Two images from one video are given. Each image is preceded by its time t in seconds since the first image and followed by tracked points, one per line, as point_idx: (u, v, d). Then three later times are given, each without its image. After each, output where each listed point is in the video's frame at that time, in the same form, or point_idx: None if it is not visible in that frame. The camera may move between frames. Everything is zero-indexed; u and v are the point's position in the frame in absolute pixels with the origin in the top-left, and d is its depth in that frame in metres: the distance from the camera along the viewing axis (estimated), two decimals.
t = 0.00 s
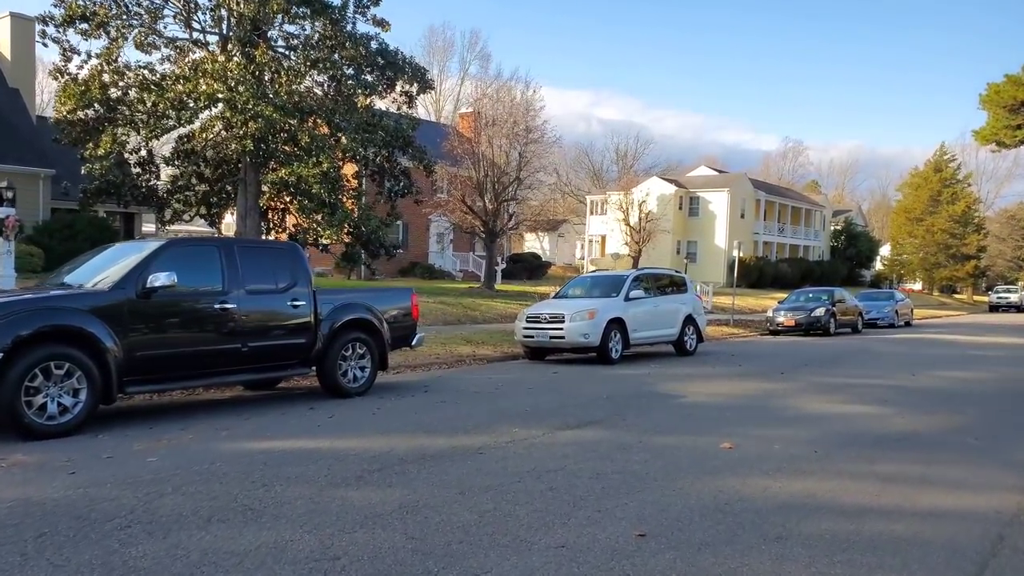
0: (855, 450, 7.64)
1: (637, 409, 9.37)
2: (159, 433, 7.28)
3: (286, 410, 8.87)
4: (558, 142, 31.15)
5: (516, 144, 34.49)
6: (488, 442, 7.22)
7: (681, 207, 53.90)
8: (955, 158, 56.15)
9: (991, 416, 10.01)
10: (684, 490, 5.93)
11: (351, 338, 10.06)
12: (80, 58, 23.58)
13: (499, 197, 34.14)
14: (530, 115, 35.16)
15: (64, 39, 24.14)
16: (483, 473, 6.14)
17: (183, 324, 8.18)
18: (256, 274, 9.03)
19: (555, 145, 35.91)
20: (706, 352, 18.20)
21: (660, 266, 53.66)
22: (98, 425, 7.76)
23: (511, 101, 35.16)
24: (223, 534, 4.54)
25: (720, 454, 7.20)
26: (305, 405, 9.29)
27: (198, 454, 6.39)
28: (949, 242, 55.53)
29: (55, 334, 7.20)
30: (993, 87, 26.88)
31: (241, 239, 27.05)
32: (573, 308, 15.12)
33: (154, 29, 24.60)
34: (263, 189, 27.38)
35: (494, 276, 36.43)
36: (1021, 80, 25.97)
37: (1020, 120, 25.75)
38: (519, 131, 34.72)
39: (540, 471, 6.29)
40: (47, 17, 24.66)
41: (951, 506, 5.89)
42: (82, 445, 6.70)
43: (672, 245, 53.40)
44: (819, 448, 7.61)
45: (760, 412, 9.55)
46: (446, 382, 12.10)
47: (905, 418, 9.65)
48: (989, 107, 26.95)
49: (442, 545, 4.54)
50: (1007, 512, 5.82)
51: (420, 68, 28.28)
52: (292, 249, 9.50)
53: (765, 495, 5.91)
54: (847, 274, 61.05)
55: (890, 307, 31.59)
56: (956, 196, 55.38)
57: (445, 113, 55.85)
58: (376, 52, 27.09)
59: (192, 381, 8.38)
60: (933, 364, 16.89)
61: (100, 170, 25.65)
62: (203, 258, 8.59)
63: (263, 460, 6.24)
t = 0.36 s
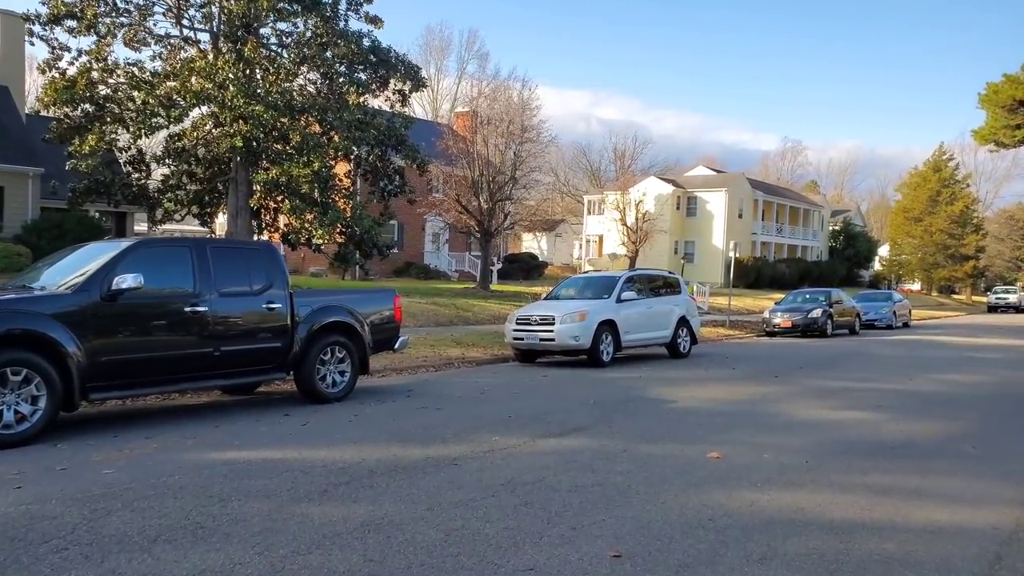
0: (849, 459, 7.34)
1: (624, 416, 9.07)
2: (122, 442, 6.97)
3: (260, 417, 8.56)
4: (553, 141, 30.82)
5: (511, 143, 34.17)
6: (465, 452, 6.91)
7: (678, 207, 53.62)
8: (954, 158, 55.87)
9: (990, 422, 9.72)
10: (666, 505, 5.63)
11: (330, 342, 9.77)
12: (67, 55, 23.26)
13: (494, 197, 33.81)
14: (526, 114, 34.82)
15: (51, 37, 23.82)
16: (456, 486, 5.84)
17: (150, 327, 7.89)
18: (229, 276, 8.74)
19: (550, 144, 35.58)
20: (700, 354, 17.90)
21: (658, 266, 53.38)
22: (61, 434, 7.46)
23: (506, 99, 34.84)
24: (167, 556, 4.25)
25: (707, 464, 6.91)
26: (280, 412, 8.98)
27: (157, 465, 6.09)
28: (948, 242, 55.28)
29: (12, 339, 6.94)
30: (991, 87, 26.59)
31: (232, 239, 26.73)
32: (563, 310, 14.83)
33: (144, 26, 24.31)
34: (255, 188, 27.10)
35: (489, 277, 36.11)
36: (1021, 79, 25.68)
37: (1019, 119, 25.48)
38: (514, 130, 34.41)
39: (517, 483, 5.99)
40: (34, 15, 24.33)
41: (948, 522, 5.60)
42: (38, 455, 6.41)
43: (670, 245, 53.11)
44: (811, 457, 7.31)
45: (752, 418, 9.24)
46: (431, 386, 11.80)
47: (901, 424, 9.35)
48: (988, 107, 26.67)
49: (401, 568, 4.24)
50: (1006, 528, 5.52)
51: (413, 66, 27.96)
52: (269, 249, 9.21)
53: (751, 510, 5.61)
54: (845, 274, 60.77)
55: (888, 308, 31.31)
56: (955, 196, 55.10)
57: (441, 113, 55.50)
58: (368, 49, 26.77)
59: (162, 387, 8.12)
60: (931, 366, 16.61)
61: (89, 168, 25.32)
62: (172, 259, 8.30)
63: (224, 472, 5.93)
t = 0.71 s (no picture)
0: (846, 465, 7.06)
1: (615, 419, 8.76)
2: (87, 447, 6.68)
3: (236, 420, 8.25)
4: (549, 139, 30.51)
5: (507, 141, 33.87)
6: (446, 458, 6.61)
7: (676, 206, 53.29)
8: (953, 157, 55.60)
9: (992, 425, 9.43)
10: (654, 515, 5.34)
11: (312, 343, 9.47)
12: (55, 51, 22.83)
13: (490, 195, 33.47)
14: (522, 112, 34.51)
15: (40, 34, 23.46)
16: (433, 495, 5.55)
17: (119, 327, 7.59)
18: (206, 275, 8.44)
19: (547, 143, 35.28)
20: (696, 354, 17.60)
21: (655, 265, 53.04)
22: (25, 438, 7.15)
23: (502, 97, 34.50)
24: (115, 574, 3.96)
25: (699, 471, 6.61)
26: (258, 415, 8.68)
27: (118, 471, 5.79)
28: (947, 242, 55.05)
29: None
30: (991, 85, 26.30)
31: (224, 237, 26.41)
32: (556, 309, 14.53)
33: (133, 22, 23.95)
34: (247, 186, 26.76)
35: (484, 276, 35.76)
36: (1020, 77, 25.42)
37: (1018, 118, 25.21)
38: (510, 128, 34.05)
39: (497, 492, 5.70)
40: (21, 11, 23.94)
41: (951, 533, 5.31)
42: None
43: (667, 244, 52.83)
44: (807, 463, 7.02)
45: (747, 422, 8.95)
46: (419, 387, 11.50)
47: (900, 428, 9.07)
48: (987, 105, 26.38)
49: None
50: (1012, 540, 5.23)
51: (407, 63, 27.64)
52: (247, 247, 8.91)
53: (744, 521, 5.32)
54: (844, 274, 60.50)
55: (886, 308, 31.04)
56: (953, 195, 54.83)
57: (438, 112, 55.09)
58: (361, 46, 26.43)
59: (134, 391, 7.83)
60: (930, 367, 16.34)
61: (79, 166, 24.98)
62: (145, 257, 7.99)
63: (188, 480, 5.62)
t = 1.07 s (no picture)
0: (847, 475, 6.76)
1: (607, 426, 8.46)
2: (53, 458, 6.37)
3: (213, 427, 7.94)
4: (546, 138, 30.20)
5: (504, 140, 33.56)
6: (427, 470, 6.30)
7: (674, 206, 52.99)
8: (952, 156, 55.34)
9: (997, 432, 9.13)
10: (644, 532, 5.03)
11: (294, 346, 9.15)
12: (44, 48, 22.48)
13: (486, 195, 33.17)
14: (519, 110, 34.20)
15: (29, 30, 23.07)
16: (411, 510, 5.24)
17: (90, 329, 7.30)
18: (182, 276, 8.14)
19: (544, 142, 34.97)
20: (693, 356, 17.30)
21: (653, 265, 52.75)
22: None
23: (498, 95, 34.18)
24: None
25: (695, 482, 6.31)
26: (236, 421, 8.37)
27: (79, 485, 5.48)
28: (945, 242, 54.80)
29: None
30: (991, 84, 26.00)
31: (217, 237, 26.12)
32: (550, 310, 14.23)
33: (124, 19, 23.61)
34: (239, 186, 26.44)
35: (481, 275, 35.46)
36: (1021, 76, 25.15)
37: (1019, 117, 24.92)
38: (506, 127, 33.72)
39: (479, 507, 5.39)
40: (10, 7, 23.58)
41: (960, 551, 5.01)
42: None
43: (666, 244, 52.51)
44: (806, 473, 6.72)
45: (744, 428, 8.64)
46: (407, 391, 11.18)
47: (902, 434, 8.77)
48: (987, 104, 26.08)
49: None
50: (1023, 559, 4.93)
51: (402, 60, 27.31)
52: (224, 245, 8.63)
53: (740, 539, 5.01)
54: (843, 274, 60.23)
55: (885, 308, 30.76)
56: (952, 195, 54.58)
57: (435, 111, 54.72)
58: (355, 43, 26.11)
59: (109, 396, 7.59)
60: (931, 369, 16.05)
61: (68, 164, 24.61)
62: (118, 257, 7.69)
63: (152, 494, 5.32)
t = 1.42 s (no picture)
0: (843, 481, 6.48)
1: (596, 429, 8.17)
2: (11, 464, 6.07)
3: (187, 431, 7.65)
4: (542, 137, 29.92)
5: (499, 139, 33.26)
6: (404, 477, 6.01)
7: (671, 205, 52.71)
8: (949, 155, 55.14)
9: (998, 434, 8.87)
10: (629, 545, 4.74)
11: (274, 347, 8.85)
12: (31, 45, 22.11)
13: (482, 193, 32.87)
14: (515, 109, 33.91)
15: (15, 26, 22.68)
16: (382, 521, 4.96)
17: (78, 330, 7.17)
18: (154, 275, 7.86)
19: (540, 140, 34.68)
20: (688, 356, 17.03)
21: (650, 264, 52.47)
22: None
23: (494, 93, 33.88)
24: None
25: (684, 489, 6.04)
26: (211, 424, 8.08)
27: (33, 495, 5.18)
28: (943, 241, 54.60)
29: None
30: (989, 81, 25.76)
31: (208, 236, 25.80)
32: (541, 310, 13.96)
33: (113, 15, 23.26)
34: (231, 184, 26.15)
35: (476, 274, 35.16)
36: (1019, 73, 24.92)
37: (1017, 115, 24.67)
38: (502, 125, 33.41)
39: (455, 517, 5.10)
40: None
41: (964, 564, 4.74)
42: None
43: (663, 244, 52.23)
44: (800, 479, 6.45)
45: (737, 431, 8.37)
46: (393, 393, 10.89)
47: (900, 437, 8.51)
48: (985, 102, 25.84)
49: None
50: None
51: (395, 58, 27.00)
52: (200, 243, 8.34)
53: (730, 552, 4.72)
54: (841, 273, 60.00)
55: (883, 307, 30.52)
56: (950, 194, 54.39)
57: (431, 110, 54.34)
58: (348, 41, 25.80)
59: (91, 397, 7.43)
60: (929, 369, 15.79)
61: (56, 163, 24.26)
62: (86, 254, 7.41)
63: (109, 504, 5.03)
